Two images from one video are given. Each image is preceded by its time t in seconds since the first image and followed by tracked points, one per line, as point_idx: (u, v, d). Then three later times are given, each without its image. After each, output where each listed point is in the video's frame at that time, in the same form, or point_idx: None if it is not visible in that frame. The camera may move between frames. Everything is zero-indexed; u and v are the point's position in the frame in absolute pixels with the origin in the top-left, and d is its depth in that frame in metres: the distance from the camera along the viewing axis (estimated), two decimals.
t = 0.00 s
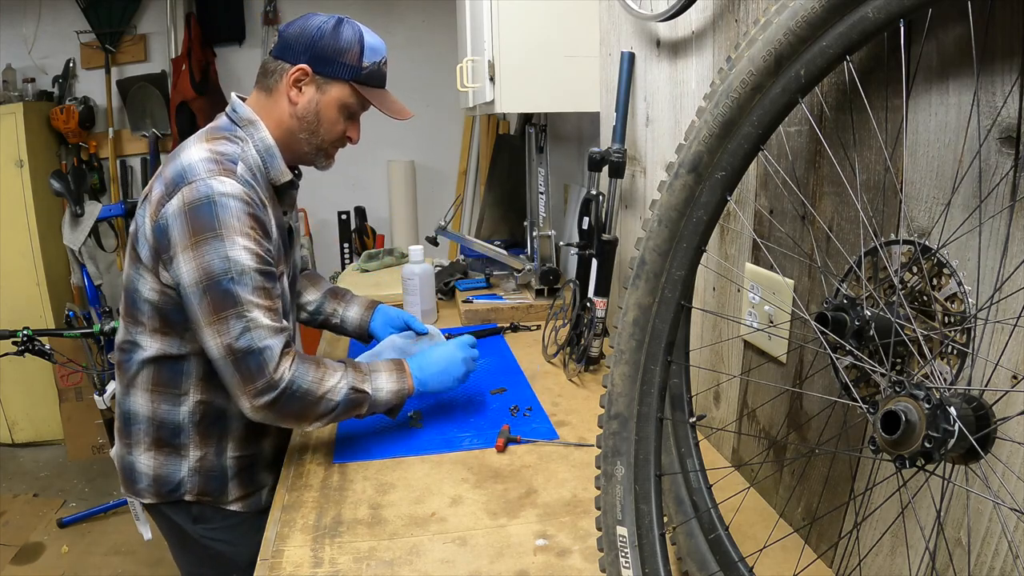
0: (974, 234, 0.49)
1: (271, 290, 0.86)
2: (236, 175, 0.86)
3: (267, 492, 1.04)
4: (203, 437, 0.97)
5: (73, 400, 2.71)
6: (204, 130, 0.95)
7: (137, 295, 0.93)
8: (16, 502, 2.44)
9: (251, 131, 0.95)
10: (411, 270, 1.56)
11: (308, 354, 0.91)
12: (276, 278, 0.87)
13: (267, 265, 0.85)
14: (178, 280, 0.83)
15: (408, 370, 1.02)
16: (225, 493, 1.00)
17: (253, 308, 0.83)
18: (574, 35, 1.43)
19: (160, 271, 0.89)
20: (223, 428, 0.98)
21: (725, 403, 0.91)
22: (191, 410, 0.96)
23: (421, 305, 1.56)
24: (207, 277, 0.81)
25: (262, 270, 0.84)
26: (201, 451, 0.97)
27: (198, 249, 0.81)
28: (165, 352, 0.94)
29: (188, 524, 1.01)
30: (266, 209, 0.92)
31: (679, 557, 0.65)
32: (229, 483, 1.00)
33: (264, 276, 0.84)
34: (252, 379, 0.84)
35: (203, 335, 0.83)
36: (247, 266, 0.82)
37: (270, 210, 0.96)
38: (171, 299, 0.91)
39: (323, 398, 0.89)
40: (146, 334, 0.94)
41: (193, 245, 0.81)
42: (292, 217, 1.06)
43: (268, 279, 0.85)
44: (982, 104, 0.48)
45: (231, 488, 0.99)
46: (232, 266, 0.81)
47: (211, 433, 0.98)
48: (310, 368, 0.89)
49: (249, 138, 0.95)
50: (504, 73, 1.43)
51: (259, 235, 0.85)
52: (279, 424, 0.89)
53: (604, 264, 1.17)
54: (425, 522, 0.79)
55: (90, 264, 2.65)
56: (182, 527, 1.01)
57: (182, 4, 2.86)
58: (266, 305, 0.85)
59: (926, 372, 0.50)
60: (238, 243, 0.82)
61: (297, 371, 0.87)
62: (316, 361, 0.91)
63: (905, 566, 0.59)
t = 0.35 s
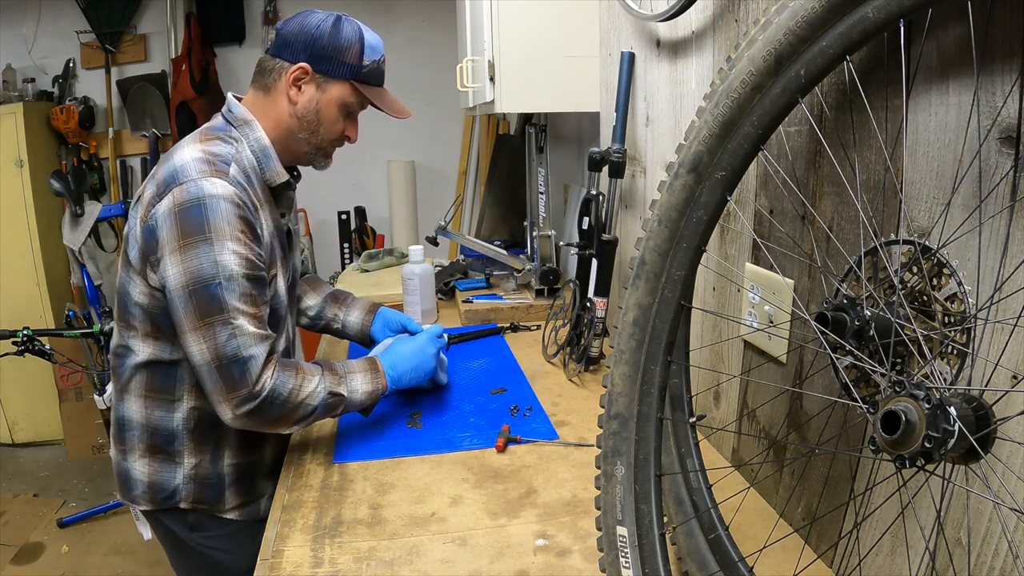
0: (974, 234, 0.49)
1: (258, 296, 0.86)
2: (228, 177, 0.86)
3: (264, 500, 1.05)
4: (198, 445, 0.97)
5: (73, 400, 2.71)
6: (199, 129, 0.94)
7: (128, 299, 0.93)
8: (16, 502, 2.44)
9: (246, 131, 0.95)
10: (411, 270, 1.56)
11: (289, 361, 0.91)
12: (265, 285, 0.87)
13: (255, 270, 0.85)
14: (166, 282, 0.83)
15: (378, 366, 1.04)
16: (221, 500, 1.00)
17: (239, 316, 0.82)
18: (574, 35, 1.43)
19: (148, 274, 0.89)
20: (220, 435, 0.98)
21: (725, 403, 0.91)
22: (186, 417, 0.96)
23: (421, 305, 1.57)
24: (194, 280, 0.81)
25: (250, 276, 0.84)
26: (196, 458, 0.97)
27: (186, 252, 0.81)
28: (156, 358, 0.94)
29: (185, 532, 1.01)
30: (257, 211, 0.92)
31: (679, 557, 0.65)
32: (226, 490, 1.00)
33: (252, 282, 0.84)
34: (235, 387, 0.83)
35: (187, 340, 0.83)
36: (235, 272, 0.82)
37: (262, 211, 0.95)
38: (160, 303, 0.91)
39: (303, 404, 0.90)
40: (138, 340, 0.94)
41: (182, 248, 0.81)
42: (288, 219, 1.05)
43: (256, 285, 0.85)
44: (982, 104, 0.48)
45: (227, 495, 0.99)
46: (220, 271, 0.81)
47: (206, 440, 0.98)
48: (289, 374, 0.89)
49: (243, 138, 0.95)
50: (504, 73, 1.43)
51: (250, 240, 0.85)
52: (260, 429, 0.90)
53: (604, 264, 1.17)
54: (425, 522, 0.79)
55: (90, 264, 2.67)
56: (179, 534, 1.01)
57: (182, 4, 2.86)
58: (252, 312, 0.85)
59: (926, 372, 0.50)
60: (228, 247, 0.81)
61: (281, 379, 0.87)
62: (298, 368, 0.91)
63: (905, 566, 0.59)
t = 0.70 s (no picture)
0: (974, 234, 0.49)
1: (252, 300, 0.86)
2: (222, 179, 0.86)
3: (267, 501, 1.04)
4: (200, 448, 0.97)
5: (73, 400, 2.71)
6: (193, 129, 0.94)
7: (125, 304, 0.93)
8: (16, 502, 2.44)
9: (240, 131, 0.95)
10: (411, 270, 1.55)
11: (283, 366, 0.91)
12: (260, 287, 0.87)
13: (250, 273, 0.84)
14: (160, 285, 0.83)
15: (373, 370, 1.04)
16: (224, 503, 1.00)
17: (233, 320, 0.82)
18: (574, 35, 1.43)
19: (143, 278, 0.89)
20: (221, 438, 0.98)
21: (726, 402, 0.91)
22: (187, 421, 0.96)
23: (420, 305, 1.57)
24: (188, 284, 0.81)
25: (244, 280, 0.84)
26: (198, 462, 0.97)
27: (180, 256, 0.81)
28: (154, 362, 0.94)
29: (187, 535, 1.01)
30: (252, 212, 0.92)
31: (679, 557, 0.65)
32: (229, 494, 0.99)
33: (246, 285, 0.84)
34: (229, 392, 0.84)
35: (181, 343, 0.83)
36: (229, 275, 0.82)
37: (258, 212, 0.95)
38: (156, 306, 0.91)
39: (298, 407, 0.90)
40: (136, 344, 0.94)
41: (175, 251, 0.81)
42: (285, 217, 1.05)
43: (250, 288, 0.85)
44: (982, 104, 0.48)
45: (229, 498, 0.99)
46: (214, 275, 0.81)
47: (208, 444, 0.97)
48: (284, 379, 0.89)
49: (237, 138, 0.95)
50: (504, 73, 1.43)
51: (244, 243, 0.85)
52: (255, 434, 0.90)
53: (604, 265, 1.17)
54: (425, 522, 0.79)
55: (91, 265, 2.71)
56: (181, 536, 1.02)
57: (182, 4, 2.86)
58: (246, 316, 0.85)
59: (926, 372, 0.50)
60: (222, 250, 0.81)
61: (276, 383, 0.87)
62: (292, 372, 0.91)
63: (905, 566, 0.59)
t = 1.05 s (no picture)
0: (974, 234, 0.49)
1: (250, 299, 0.86)
2: (218, 179, 0.86)
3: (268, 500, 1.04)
4: (200, 448, 0.97)
5: (73, 400, 2.71)
6: (189, 128, 0.95)
7: (125, 305, 0.93)
8: (16, 502, 2.44)
9: (236, 130, 0.95)
10: (411, 270, 1.56)
11: (282, 363, 0.91)
12: (258, 286, 0.87)
13: (247, 272, 0.84)
14: (158, 286, 0.83)
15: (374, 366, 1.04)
16: (225, 503, 1.00)
17: (231, 319, 0.82)
18: (574, 35, 1.43)
19: (141, 279, 0.89)
20: (221, 438, 0.98)
21: (726, 402, 0.91)
22: (187, 420, 0.96)
23: (420, 305, 1.57)
24: (186, 285, 0.81)
25: (242, 279, 0.84)
26: (198, 461, 0.97)
27: (177, 256, 0.81)
28: (153, 363, 0.94)
29: (188, 534, 1.01)
30: (249, 211, 0.92)
31: (679, 557, 0.65)
32: (229, 493, 1.00)
33: (244, 284, 0.84)
34: (229, 391, 0.84)
35: (179, 344, 0.83)
36: (227, 275, 0.82)
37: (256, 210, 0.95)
38: (155, 307, 0.91)
39: (299, 406, 0.90)
40: (135, 344, 0.94)
41: (172, 251, 0.81)
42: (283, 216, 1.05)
43: (248, 287, 0.85)
44: (982, 104, 0.48)
45: (230, 498, 0.99)
46: (211, 274, 0.81)
47: (208, 444, 0.97)
48: (284, 376, 0.89)
49: (233, 137, 0.95)
50: (504, 73, 1.43)
51: (241, 242, 0.85)
52: (256, 433, 0.90)
53: (604, 265, 1.17)
54: (425, 522, 0.79)
55: (91, 264, 2.71)
56: (181, 536, 1.02)
57: (182, 4, 2.86)
58: (244, 315, 0.85)
59: (926, 372, 0.50)
60: (219, 249, 0.81)
61: (276, 381, 0.87)
62: (291, 370, 0.91)
63: (905, 566, 0.59)
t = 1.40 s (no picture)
0: (974, 234, 0.49)
1: (245, 301, 0.86)
2: (215, 180, 0.86)
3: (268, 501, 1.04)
4: (199, 448, 0.97)
5: (73, 400, 2.71)
6: (189, 129, 0.95)
7: (123, 304, 0.93)
8: (16, 502, 2.44)
9: (236, 130, 0.95)
10: (411, 270, 1.56)
11: (274, 367, 0.90)
12: (254, 288, 0.86)
13: (242, 274, 0.84)
14: (154, 287, 0.83)
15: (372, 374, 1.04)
16: (224, 502, 1.00)
17: (225, 321, 0.82)
18: (574, 35, 1.43)
19: (138, 279, 0.89)
20: (220, 438, 0.98)
21: (725, 402, 0.91)
22: (187, 420, 0.96)
23: (420, 305, 1.57)
24: (180, 286, 0.81)
25: (237, 281, 0.84)
26: (198, 461, 0.97)
27: (173, 257, 0.81)
28: (152, 363, 0.94)
29: (187, 533, 1.01)
30: (247, 212, 0.92)
31: (679, 557, 0.65)
32: (228, 493, 1.00)
33: (239, 286, 0.84)
34: (222, 392, 0.84)
35: (174, 344, 0.83)
36: (221, 277, 0.82)
37: (255, 211, 0.95)
38: (152, 307, 0.91)
39: (290, 409, 0.90)
40: (134, 344, 0.94)
41: (168, 252, 0.81)
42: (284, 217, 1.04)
43: (242, 289, 0.85)
44: (982, 104, 0.48)
45: (229, 498, 0.99)
46: (205, 276, 0.81)
47: (208, 444, 0.97)
48: (274, 384, 0.88)
49: (233, 137, 0.95)
50: (504, 73, 1.43)
51: (237, 243, 0.85)
52: (248, 434, 0.90)
53: (604, 265, 1.17)
54: (425, 522, 0.79)
55: (90, 264, 2.72)
56: (181, 536, 1.02)
57: (182, 4, 2.86)
58: (239, 317, 0.85)
59: (926, 372, 0.50)
60: (214, 251, 0.81)
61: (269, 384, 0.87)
62: (284, 374, 0.91)
63: (905, 566, 0.59)
